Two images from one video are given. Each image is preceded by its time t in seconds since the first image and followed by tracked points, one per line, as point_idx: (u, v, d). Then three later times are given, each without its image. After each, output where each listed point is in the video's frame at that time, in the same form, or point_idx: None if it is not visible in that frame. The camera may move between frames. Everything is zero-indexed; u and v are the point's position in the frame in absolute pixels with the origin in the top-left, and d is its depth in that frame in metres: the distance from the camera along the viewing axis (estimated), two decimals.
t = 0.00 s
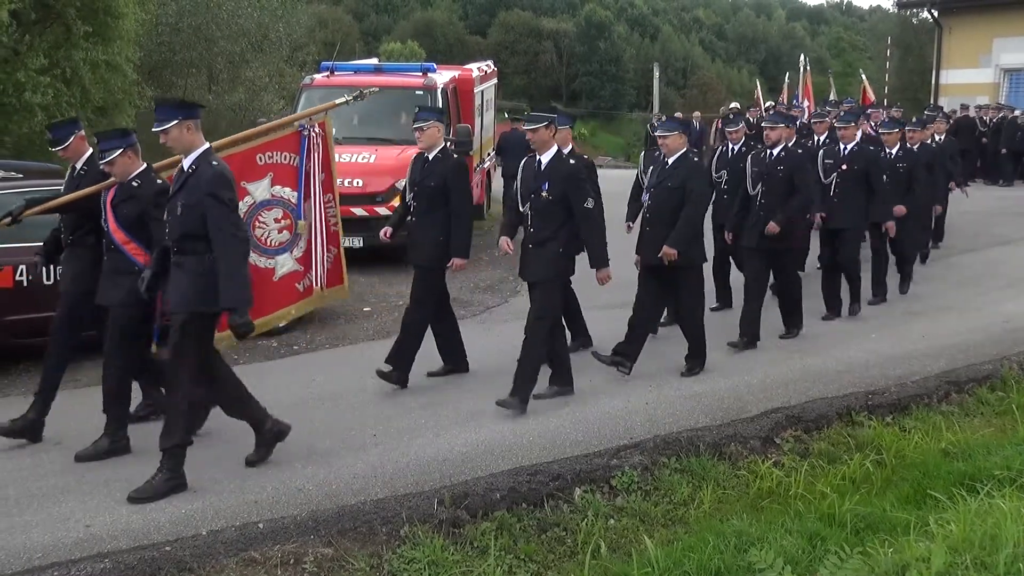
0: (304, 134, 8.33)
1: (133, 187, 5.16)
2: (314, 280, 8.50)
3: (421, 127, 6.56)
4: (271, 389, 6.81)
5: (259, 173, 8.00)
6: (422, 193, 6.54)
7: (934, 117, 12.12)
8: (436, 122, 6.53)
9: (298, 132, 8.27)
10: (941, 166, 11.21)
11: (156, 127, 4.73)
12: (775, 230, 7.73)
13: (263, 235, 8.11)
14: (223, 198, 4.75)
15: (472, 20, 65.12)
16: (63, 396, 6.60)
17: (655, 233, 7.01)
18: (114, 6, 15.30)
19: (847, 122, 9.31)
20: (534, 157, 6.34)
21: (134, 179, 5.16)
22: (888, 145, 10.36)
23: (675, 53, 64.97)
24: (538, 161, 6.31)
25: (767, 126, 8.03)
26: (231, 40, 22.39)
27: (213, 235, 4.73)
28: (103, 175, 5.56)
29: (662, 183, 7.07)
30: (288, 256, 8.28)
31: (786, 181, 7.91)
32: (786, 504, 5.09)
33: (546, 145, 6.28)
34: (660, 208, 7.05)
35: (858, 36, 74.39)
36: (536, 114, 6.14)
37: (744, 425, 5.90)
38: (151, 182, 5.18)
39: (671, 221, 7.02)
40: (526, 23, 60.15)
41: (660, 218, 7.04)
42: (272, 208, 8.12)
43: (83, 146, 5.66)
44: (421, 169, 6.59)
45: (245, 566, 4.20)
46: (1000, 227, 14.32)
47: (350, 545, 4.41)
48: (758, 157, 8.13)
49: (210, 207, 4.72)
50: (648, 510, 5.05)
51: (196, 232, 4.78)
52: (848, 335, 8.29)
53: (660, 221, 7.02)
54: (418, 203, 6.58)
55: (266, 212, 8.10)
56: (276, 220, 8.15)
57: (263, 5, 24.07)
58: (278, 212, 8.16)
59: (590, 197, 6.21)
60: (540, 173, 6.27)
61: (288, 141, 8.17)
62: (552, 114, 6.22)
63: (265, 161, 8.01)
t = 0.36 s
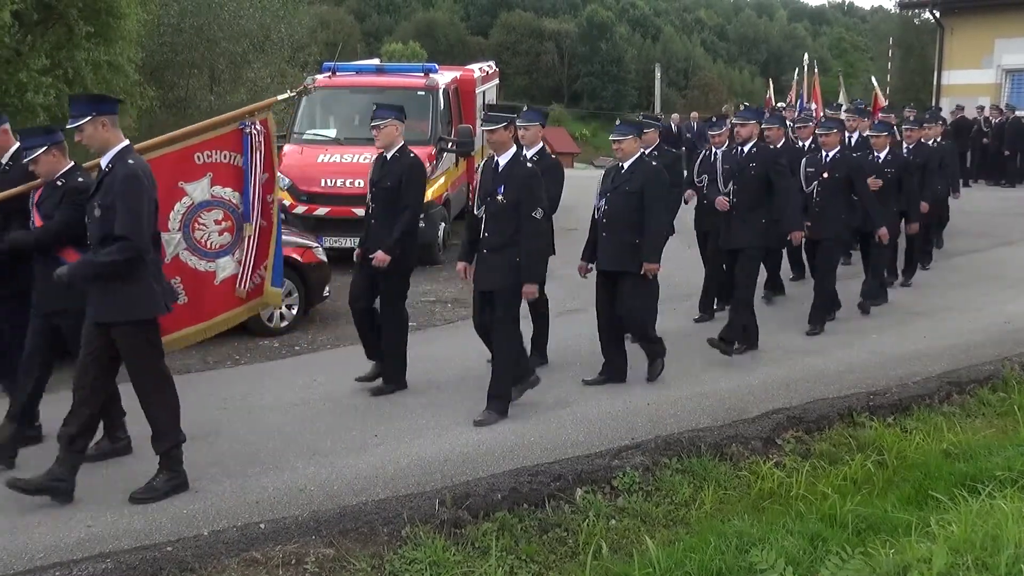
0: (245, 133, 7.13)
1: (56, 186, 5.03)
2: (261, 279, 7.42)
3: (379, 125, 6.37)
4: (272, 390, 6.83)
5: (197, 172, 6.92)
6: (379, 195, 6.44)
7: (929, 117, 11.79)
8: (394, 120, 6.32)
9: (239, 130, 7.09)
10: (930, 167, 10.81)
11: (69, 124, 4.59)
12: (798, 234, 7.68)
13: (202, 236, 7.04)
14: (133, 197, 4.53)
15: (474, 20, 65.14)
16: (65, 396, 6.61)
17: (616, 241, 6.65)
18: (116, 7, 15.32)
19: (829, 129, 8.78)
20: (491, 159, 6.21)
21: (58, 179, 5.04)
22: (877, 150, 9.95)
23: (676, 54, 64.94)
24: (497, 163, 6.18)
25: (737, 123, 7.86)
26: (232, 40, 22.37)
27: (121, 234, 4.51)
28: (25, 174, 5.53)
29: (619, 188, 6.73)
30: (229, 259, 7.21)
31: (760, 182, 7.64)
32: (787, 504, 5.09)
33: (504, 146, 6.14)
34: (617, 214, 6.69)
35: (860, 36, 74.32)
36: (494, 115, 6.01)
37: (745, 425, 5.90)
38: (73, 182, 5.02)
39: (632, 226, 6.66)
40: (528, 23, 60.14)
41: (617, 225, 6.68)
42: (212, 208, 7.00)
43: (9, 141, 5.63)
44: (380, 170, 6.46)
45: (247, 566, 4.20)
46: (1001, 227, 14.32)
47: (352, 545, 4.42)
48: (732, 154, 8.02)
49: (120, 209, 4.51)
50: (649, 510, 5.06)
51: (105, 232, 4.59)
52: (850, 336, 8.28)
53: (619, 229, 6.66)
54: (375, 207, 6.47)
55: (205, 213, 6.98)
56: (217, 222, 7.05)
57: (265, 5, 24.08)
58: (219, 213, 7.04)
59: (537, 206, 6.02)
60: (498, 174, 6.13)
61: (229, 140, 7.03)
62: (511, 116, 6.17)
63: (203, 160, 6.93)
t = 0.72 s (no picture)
0: (170, 135, 6.07)
1: None
2: (188, 289, 6.33)
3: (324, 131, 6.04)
4: (270, 390, 6.84)
5: (117, 175, 5.90)
6: (324, 204, 6.06)
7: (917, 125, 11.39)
8: (341, 125, 5.99)
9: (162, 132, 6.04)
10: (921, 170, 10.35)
11: None
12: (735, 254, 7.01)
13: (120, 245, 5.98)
14: (35, 198, 4.28)
15: (475, 21, 65.17)
16: (66, 396, 6.63)
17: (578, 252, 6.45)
18: (117, 8, 15.29)
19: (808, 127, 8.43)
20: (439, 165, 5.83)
21: None
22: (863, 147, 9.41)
23: (677, 55, 64.96)
24: (445, 169, 5.80)
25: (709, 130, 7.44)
26: (233, 41, 22.33)
27: (21, 238, 4.25)
28: None
29: (583, 196, 6.50)
30: (150, 267, 6.11)
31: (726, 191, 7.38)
32: (787, 506, 5.09)
33: (452, 152, 5.78)
34: (581, 224, 6.47)
35: (861, 37, 74.34)
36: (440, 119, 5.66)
37: (745, 427, 5.90)
38: None
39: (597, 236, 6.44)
40: (529, 24, 60.17)
41: (581, 234, 6.47)
42: (132, 214, 5.95)
43: None
44: (325, 179, 6.09)
45: (248, 567, 4.20)
46: (1003, 229, 14.32)
47: (353, 546, 4.42)
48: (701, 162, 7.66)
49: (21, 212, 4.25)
50: (650, 511, 5.05)
51: (5, 236, 4.32)
52: (850, 337, 8.28)
53: (582, 239, 6.46)
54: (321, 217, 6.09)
55: (124, 218, 5.94)
56: (137, 229, 6.00)
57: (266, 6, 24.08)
58: (140, 218, 5.98)
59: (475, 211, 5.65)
60: (445, 182, 5.74)
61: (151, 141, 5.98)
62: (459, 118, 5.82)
63: (124, 162, 5.90)
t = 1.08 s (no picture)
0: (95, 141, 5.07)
1: None
2: (116, 300, 5.22)
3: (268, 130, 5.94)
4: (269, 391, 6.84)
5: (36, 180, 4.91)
6: (270, 204, 5.97)
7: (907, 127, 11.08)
8: (283, 123, 5.90)
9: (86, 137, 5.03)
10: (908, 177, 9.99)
11: None
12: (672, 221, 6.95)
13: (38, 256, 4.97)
14: None
15: (476, 23, 65.22)
16: (65, 397, 6.64)
17: (532, 253, 6.30)
18: (118, 9, 15.30)
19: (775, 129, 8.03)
20: (377, 162, 5.59)
21: None
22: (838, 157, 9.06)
23: (678, 57, 64.98)
24: (381, 167, 5.56)
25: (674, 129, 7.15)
26: (234, 42, 22.33)
27: None
28: None
29: (541, 194, 6.35)
30: (73, 278, 5.09)
31: (693, 192, 7.05)
32: (787, 508, 5.10)
33: (389, 149, 5.50)
34: (538, 224, 6.33)
35: (861, 39, 74.36)
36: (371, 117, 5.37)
37: (745, 428, 5.90)
38: None
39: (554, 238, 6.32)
40: (530, 26, 60.20)
41: (538, 233, 6.35)
42: (52, 222, 4.96)
43: None
44: (270, 176, 6.00)
45: (248, 568, 4.21)
46: (1004, 231, 14.31)
47: (353, 547, 4.42)
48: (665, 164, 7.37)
49: None
50: (650, 513, 5.05)
51: None
52: (850, 339, 8.27)
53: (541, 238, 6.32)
54: (267, 215, 6.01)
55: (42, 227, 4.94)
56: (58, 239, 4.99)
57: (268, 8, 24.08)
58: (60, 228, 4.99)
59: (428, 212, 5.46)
60: (382, 180, 5.53)
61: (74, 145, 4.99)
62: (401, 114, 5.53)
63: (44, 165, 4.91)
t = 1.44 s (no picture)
0: (12, 134, 4.55)
1: None
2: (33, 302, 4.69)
3: (207, 131, 5.66)
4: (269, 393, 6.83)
5: None
6: (207, 209, 5.72)
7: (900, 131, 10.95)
8: (223, 127, 5.63)
9: None
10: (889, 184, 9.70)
11: None
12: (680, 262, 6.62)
13: None
14: None
15: (477, 24, 65.27)
16: (65, 398, 6.64)
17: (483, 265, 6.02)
18: (119, 10, 15.31)
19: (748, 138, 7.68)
20: (314, 174, 5.34)
21: None
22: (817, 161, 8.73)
23: (678, 59, 65.02)
24: (318, 177, 5.32)
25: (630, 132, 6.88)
26: (235, 43, 22.32)
27: None
28: None
29: (490, 207, 6.10)
30: None
31: (653, 197, 6.81)
32: (788, 510, 5.10)
33: (326, 159, 5.28)
34: (489, 235, 6.07)
35: (862, 42, 74.42)
36: (310, 123, 5.16)
37: (746, 430, 5.90)
38: None
39: (501, 251, 6.05)
40: (531, 28, 60.24)
41: (485, 247, 6.07)
42: None
43: None
44: (208, 181, 5.74)
45: (248, 569, 4.20)
46: (1004, 234, 14.31)
47: (353, 549, 4.41)
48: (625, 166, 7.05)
49: None
50: (650, 515, 5.05)
51: None
52: (852, 341, 8.28)
53: (489, 251, 6.05)
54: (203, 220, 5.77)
55: None
56: None
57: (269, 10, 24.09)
58: None
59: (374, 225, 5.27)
60: (318, 191, 5.28)
61: None
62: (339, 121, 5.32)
63: None
